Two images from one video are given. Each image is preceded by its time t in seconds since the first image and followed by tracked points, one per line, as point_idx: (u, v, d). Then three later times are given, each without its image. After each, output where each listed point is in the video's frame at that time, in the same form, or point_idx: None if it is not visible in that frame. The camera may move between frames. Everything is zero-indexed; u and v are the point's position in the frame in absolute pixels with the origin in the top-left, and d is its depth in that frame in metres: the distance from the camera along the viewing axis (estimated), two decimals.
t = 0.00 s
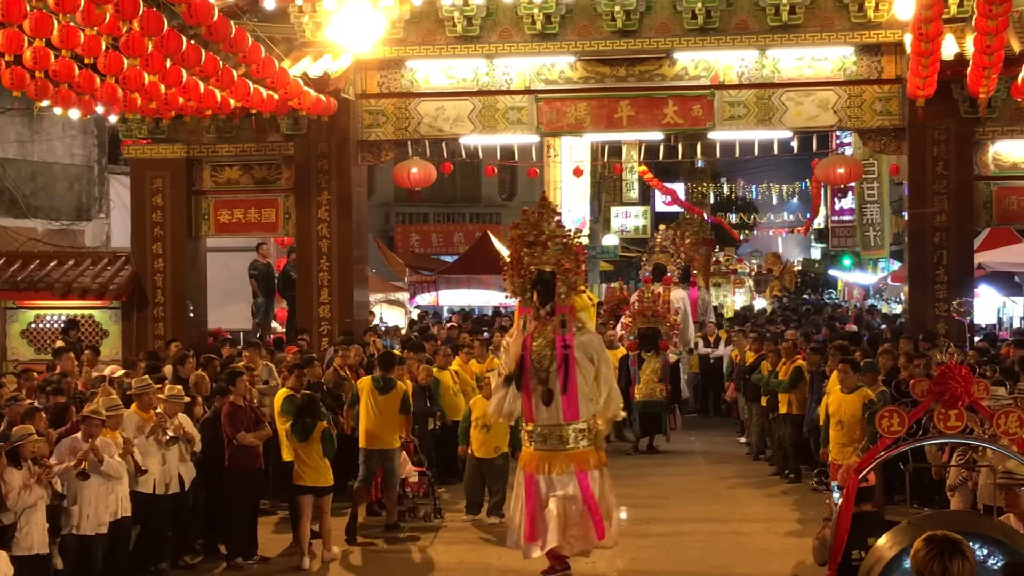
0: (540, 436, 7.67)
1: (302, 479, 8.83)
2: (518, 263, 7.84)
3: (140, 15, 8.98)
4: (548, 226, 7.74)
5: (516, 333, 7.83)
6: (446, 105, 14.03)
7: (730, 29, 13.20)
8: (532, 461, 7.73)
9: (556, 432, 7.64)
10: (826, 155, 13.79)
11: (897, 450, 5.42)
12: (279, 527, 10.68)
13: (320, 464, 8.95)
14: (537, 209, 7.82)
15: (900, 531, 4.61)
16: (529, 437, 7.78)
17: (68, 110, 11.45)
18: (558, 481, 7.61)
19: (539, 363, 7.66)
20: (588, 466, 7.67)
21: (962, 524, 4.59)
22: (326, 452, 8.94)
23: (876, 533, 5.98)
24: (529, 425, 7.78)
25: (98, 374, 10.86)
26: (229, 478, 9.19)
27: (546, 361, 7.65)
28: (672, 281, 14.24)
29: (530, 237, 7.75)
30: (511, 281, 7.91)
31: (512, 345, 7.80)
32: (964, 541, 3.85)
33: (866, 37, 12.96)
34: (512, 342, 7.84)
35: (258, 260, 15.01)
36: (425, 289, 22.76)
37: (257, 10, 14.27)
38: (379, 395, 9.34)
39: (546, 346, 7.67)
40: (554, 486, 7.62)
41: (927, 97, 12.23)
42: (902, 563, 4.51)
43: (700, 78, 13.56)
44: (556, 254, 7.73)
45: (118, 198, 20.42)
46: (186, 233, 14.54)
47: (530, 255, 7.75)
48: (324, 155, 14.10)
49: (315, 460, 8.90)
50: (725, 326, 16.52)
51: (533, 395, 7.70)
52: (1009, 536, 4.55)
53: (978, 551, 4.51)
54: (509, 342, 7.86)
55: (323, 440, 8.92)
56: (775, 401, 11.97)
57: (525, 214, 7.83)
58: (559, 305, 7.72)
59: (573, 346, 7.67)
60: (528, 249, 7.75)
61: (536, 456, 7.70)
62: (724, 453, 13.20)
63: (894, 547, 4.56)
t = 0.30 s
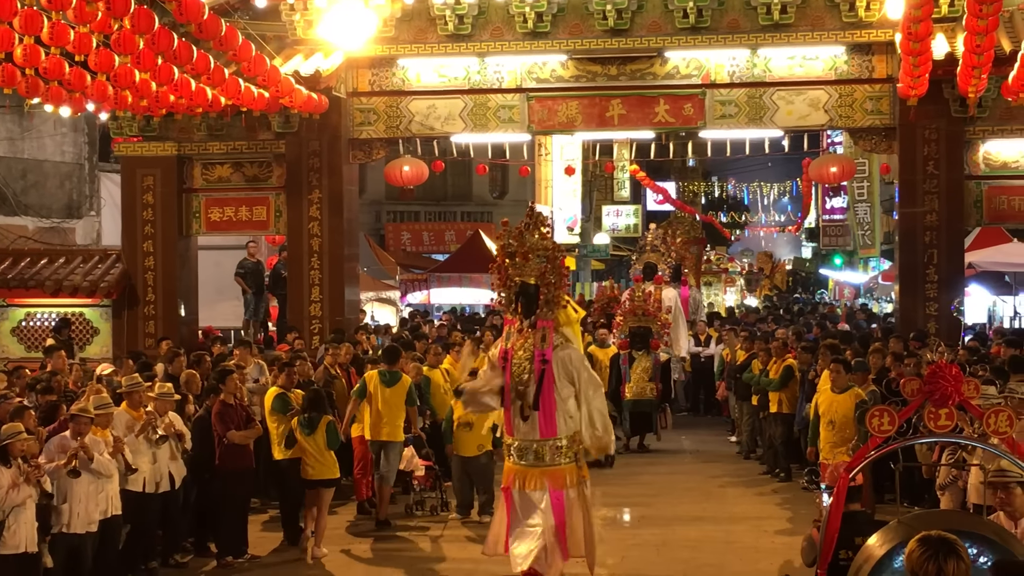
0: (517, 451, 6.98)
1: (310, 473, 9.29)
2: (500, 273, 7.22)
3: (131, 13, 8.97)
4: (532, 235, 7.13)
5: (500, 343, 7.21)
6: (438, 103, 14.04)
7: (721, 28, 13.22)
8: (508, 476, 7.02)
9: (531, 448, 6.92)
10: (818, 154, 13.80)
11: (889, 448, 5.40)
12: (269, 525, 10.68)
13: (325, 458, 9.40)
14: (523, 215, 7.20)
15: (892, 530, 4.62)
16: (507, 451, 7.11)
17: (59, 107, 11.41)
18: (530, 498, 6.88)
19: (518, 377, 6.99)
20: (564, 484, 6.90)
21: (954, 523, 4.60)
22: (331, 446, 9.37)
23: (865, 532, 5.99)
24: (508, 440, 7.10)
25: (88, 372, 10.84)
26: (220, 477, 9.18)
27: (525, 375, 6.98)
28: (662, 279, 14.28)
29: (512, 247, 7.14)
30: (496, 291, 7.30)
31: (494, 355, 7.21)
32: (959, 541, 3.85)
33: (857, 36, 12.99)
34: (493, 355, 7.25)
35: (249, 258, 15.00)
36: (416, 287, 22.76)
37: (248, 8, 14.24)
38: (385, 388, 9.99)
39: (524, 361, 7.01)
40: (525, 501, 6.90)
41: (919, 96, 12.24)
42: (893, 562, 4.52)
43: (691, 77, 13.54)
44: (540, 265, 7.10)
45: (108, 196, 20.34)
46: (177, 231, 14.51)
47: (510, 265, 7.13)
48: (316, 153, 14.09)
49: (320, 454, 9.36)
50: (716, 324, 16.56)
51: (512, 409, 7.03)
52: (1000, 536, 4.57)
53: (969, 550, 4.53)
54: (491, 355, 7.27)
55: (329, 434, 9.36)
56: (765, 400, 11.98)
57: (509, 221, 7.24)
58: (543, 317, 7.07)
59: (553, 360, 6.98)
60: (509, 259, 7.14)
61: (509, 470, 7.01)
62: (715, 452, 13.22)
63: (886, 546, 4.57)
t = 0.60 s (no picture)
0: (511, 441, 6.73)
1: (317, 466, 9.42)
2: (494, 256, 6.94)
3: (125, 9, 8.95)
4: (533, 218, 6.89)
5: (490, 330, 6.92)
6: (433, 101, 14.01)
7: (716, 27, 13.23)
8: (496, 466, 6.75)
9: (529, 436, 6.70)
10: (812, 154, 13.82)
11: (882, 447, 5.40)
12: (262, 523, 10.68)
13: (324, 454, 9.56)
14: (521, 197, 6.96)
15: (884, 529, 4.63)
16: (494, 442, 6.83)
17: (52, 104, 11.38)
18: (526, 489, 6.65)
19: (516, 364, 6.78)
20: (558, 476, 6.70)
21: (946, 522, 4.60)
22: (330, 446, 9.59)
23: (857, 530, 6.02)
24: (497, 430, 6.83)
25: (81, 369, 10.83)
26: (213, 474, 9.17)
27: (522, 361, 6.78)
28: (657, 278, 14.27)
29: (513, 230, 6.86)
30: (485, 273, 7.00)
31: (485, 342, 6.93)
32: (951, 541, 3.86)
33: (851, 35, 13.00)
34: (483, 341, 6.96)
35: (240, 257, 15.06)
36: (410, 285, 22.76)
37: (243, 5, 14.22)
38: (389, 384, 10.34)
39: (524, 346, 6.78)
40: (520, 493, 6.66)
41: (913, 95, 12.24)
42: (887, 561, 4.53)
43: (686, 76, 13.55)
44: (541, 250, 6.89)
45: (102, 193, 20.29)
46: (170, 229, 14.51)
47: (509, 248, 6.87)
48: (310, 150, 14.09)
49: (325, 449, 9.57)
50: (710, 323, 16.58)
51: (506, 397, 6.80)
52: (993, 535, 4.57)
53: (962, 550, 4.54)
54: (479, 341, 6.97)
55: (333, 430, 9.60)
56: (759, 399, 11.99)
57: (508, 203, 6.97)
58: (541, 302, 6.86)
59: (551, 347, 6.79)
60: (510, 243, 6.87)
61: (502, 459, 6.74)
62: (708, 450, 13.23)
63: (878, 544, 4.57)
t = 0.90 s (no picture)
0: (515, 438, 6.93)
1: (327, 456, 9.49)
2: (493, 250, 7.18)
3: (122, 5, 8.93)
4: (536, 214, 7.16)
5: (488, 325, 7.08)
6: (431, 97, 13.99)
7: (714, 24, 13.21)
8: (499, 462, 6.91)
9: (533, 433, 6.95)
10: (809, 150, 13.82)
11: (879, 443, 5.42)
12: (259, 518, 10.69)
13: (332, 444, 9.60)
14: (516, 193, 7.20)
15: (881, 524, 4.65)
16: (495, 439, 6.99)
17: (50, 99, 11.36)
18: (534, 484, 6.86)
19: (517, 358, 6.99)
20: (559, 467, 7.02)
21: (943, 519, 4.61)
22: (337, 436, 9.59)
23: (855, 527, 6.02)
24: (496, 425, 7.01)
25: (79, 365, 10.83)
26: (210, 469, 9.19)
27: (523, 355, 7.00)
28: (654, 274, 14.26)
29: (517, 226, 7.09)
30: (481, 266, 7.22)
31: (483, 337, 7.08)
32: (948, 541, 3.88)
33: (849, 32, 12.99)
34: (482, 335, 7.11)
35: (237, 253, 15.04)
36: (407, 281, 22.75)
37: (240, 0, 14.20)
38: (403, 378, 10.61)
39: (526, 341, 7.02)
40: (528, 488, 6.85)
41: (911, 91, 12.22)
42: (883, 558, 4.56)
43: (684, 72, 13.57)
44: (540, 245, 7.16)
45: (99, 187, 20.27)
46: (167, 223, 14.50)
47: (512, 242, 7.11)
48: (307, 146, 14.10)
49: (333, 440, 9.60)
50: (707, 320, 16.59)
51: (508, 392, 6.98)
52: (991, 531, 4.60)
53: (958, 546, 4.57)
54: (478, 334, 7.11)
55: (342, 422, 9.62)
56: (756, 395, 11.99)
57: (505, 199, 7.19)
58: (539, 296, 7.12)
59: (553, 340, 7.05)
60: (512, 238, 7.11)
61: (508, 457, 6.90)
62: (706, 447, 13.23)
63: (875, 540, 4.59)
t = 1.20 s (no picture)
0: (515, 445, 6.70)
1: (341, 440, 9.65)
2: (487, 253, 6.88)
3: None
4: (534, 217, 6.91)
5: (483, 332, 6.75)
6: (431, 87, 13.97)
7: (714, 14, 13.23)
8: (497, 472, 6.68)
9: (531, 441, 6.74)
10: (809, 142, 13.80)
11: (879, 435, 5.43)
12: (258, 508, 10.72)
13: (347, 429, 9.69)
14: (510, 197, 6.91)
15: (880, 517, 4.63)
16: (492, 449, 6.73)
17: (49, 88, 11.34)
18: (533, 494, 6.65)
19: (516, 366, 6.74)
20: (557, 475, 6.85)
21: (943, 510, 4.61)
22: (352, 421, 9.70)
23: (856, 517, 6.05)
24: (493, 434, 6.77)
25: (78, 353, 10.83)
26: (209, 459, 9.19)
27: (522, 362, 6.75)
28: (653, 266, 14.23)
29: (516, 229, 6.83)
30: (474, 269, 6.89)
31: (479, 344, 6.74)
32: (949, 529, 3.86)
33: (850, 23, 12.97)
34: (476, 341, 6.76)
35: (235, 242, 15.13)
36: (406, 271, 22.75)
37: None
38: (422, 363, 10.66)
39: (524, 347, 6.77)
40: (528, 498, 6.65)
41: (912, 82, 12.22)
42: (882, 548, 4.54)
43: (684, 63, 13.56)
44: (536, 249, 6.91)
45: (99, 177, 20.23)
46: (167, 214, 14.50)
47: (510, 245, 6.84)
48: (307, 136, 14.08)
49: (348, 424, 9.70)
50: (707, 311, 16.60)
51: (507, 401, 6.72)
52: (987, 522, 4.59)
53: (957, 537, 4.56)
54: (472, 341, 6.76)
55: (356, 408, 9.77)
56: (755, 386, 11.99)
57: (499, 202, 6.90)
58: (534, 302, 6.90)
59: (550, 345, 6.88)
60: (511, 241, 6.84)
61: (508, 465, 6.68)
62: (705, 438, 13.23)
63: (875, 532, 4.57)
